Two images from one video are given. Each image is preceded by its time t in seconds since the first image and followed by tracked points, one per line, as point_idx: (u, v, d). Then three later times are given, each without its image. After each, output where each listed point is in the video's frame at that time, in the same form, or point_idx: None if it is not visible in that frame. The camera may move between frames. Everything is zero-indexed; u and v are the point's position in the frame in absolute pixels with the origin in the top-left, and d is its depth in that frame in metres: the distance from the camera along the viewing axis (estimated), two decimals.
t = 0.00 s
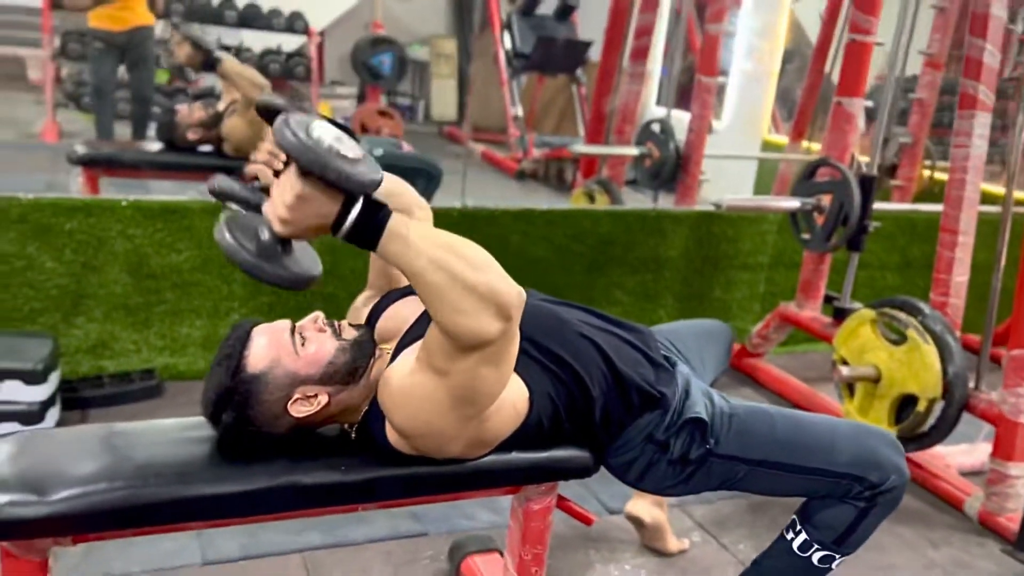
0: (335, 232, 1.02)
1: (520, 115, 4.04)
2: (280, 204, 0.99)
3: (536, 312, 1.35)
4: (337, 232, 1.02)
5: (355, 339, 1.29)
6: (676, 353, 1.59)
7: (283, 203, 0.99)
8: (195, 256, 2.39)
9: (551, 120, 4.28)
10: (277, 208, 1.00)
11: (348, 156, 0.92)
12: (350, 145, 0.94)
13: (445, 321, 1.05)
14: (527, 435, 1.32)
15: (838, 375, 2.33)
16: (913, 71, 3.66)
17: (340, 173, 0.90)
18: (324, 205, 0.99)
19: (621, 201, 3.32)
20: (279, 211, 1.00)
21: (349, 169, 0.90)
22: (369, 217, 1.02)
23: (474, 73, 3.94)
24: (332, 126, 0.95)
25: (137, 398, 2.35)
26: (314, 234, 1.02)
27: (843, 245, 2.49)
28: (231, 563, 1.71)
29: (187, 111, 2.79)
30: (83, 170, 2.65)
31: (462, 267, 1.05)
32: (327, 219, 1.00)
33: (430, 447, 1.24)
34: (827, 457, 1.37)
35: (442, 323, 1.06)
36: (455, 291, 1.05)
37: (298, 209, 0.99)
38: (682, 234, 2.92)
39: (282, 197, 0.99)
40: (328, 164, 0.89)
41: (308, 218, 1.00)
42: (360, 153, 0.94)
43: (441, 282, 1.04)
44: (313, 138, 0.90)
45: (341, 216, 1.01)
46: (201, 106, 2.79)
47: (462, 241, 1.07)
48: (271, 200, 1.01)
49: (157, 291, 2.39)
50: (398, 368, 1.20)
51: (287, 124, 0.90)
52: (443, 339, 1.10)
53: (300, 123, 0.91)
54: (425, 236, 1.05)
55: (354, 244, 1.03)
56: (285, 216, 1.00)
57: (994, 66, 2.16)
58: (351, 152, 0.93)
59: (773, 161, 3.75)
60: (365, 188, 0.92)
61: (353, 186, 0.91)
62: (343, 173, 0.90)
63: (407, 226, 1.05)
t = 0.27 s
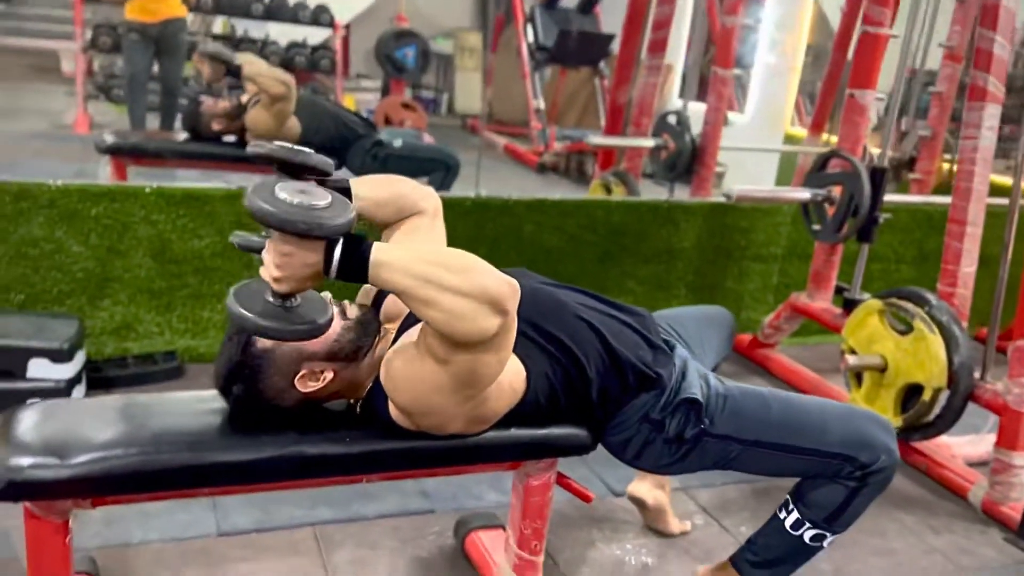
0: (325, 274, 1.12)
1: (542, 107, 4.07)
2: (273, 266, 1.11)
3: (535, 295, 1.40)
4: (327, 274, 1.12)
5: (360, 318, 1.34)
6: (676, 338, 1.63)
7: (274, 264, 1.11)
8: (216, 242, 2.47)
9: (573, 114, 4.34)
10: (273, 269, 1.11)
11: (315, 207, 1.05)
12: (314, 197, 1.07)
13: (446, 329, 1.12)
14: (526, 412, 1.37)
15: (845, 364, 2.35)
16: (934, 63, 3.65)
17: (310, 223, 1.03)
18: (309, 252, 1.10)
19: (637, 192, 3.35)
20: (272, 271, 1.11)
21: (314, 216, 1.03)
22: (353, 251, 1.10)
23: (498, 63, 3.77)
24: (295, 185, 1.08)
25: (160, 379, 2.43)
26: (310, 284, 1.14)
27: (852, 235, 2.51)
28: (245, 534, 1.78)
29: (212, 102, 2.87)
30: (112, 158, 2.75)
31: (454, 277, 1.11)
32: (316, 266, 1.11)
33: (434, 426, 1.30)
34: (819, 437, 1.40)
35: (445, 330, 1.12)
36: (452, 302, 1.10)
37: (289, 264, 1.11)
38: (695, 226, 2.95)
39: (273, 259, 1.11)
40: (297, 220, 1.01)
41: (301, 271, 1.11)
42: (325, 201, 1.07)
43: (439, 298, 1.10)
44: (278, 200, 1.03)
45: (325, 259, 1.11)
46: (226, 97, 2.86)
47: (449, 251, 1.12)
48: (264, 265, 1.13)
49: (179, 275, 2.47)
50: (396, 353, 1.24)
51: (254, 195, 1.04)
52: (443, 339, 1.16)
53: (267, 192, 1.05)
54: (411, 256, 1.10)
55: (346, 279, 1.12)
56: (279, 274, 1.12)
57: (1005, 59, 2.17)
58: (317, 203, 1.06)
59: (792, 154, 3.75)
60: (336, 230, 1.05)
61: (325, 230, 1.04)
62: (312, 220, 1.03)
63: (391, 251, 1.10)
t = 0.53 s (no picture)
0: (329, 284, 1.16)
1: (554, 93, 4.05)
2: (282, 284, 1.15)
3: (535, 272, 1.43)
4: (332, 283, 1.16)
5: (365, 294, 1.38)
6: (675, 316, 1.67)
7: (280, 282, 1.15)
8: (228, 225, 2.51)
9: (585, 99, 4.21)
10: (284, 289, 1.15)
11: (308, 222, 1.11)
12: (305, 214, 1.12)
13: (449, 309, 1.18)
14: (525, 386, 1.41)
15: (845, 345, 2.38)
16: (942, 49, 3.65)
17: (306, 236, 1.08)
18: (310, 266, 1.14)
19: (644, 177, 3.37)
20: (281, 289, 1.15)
21: (306, 228, 1.08)
22: (348, 256, 1.15)
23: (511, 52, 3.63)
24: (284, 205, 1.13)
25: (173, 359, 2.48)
26: (320, 294, 1.18)
27: (855, 219, 2.54)
28: (256, 506, 1.83)
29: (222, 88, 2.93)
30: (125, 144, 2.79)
31: (449, 258, 1.16)
32: (319, 276, 1.15)
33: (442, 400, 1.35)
34: (811, 412, 1.44)
35: (448, 310, 1.18)
36: (451, 283, 1.16)
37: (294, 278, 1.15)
38: (700, 211, 2.98)
39: (279, 279, 1.15)
40: (292, 237, 1.07)
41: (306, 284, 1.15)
42: (317, 214, 1.13)
43: (439, 282, 1.15)
44: (270, 222, 1.09)
45: (325, 269, 1.15)
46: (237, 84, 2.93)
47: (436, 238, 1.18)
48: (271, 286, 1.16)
49: (191, 257, 2.52)
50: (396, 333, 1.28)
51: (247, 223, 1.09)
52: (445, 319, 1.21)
53: (261, 217, 1.11)
54: (404, 249, 1.16)
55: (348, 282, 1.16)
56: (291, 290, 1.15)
57: (1006, 42, 2.18)
58: (309, 217, 1.11)
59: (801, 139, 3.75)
60: (332, 238, 1.10)
61: (322, 238, 1.09)
62: (305, 232, 1.08)
63: (383, 249, 1.15)
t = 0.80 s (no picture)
0: (343, 294, 1.24)
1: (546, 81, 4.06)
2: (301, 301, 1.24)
3: (535, 253, 1.47)
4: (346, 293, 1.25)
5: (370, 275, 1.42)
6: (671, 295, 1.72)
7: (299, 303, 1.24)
8: (229, 214, 2.55)
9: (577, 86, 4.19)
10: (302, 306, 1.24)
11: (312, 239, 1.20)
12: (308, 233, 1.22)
13: (456, 289, 1.23)
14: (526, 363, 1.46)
15: (836, 324, 2.44)
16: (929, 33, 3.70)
17: (313, 252, 1.18)
18: (321, 280, 1.22)
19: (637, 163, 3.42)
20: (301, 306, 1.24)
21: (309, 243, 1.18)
22: (353, 265, 1.23)
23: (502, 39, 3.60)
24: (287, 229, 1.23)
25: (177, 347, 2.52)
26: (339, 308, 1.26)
27: (845, 201, 2.59)
28: (264, 488, 1.88)
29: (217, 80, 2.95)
30: (122, 136, 2.84)
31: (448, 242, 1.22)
32: (332, 287, 1.23)
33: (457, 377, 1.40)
34: (804, 384, 1.49)
35: (455, 290, 1.23)
36: (455, 263, 1.22)
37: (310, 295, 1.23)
38: (693, 196, 3.03)
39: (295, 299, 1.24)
40: (298, 254, 1.16)
41: (322, 298, 1.24)
42: (320, 230, 1.22)
43: (444, 264, 1.21)
44: (276, 246, 1.18)
45: (336, 279, 1.23)
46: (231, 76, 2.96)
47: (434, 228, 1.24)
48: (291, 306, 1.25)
49: (193, 246, 2.55)
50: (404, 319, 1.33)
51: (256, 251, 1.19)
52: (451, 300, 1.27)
53: (270, 244, 1.20)
54: (404, 243, 1.23)
55: (360, 289, 1.24)
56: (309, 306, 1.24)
57: (991, 25, 2.23)
58: (312, 234, 1.20)
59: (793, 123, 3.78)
60: (337, 248, 1.20)
61: (327, 249, 1.18)
62: (311, 248, 1.18)
63: (384, 248, 1.22)
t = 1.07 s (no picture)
0: (345, 303, 1.31)
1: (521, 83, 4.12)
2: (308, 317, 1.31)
3: (522, 249, 1.53)
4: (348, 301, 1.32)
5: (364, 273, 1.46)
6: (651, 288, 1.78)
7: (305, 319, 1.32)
8: (215, 220, 2.59)
9: (550, 89, 4.24)
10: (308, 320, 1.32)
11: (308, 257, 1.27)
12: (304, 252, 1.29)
13: (446, 284, 1.29)
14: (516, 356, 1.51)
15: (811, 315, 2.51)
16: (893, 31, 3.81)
17: (310, 270, 1.25)
18: (321, 294, 1.29)
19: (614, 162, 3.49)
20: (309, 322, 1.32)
21: (302, 262, 1.25)
22: (348, 275, 1.30)
23: (477, 43, 3.83)
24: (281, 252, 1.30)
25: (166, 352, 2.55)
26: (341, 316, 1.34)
27: (817, 194, 2.67)
28: (261, 485, 1.92)
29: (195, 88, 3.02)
30: (102, 144, 2.84)
31: (434, 240, 1.28)
32: (332, 299, 1.30)
33: (456, 369, 1.46)
34: (782, 369, 1.56)
35: (445, 286, 1.29)
36: (443, 258, 1.27)
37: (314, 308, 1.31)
38: (670, 195, 3.11)
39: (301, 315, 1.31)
40: (295, 272, 1.24)
41: (324, 310, 1.31)
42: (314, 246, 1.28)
43: (433, 261, 1.27)
44: (274, 269, 1.26)
45: (335, 291, 1.30)
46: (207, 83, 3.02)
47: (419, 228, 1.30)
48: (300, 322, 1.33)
49: (180, 252, 2.59)
50: (399, 317, 1.39)
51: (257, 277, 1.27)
52: (442, 296, 1.32)
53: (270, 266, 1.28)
54: (393, 247, 1.29)
55: (360, 298, 1.31)
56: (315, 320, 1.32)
57: (952, 23, 2.32)
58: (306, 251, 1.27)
59: (763, 121, 3.88)
60: (330, 260, 1.26)
61: (323, 263, 1.25)
62: (307, 264, 1.25)
63: (375, 255, 1.29)
